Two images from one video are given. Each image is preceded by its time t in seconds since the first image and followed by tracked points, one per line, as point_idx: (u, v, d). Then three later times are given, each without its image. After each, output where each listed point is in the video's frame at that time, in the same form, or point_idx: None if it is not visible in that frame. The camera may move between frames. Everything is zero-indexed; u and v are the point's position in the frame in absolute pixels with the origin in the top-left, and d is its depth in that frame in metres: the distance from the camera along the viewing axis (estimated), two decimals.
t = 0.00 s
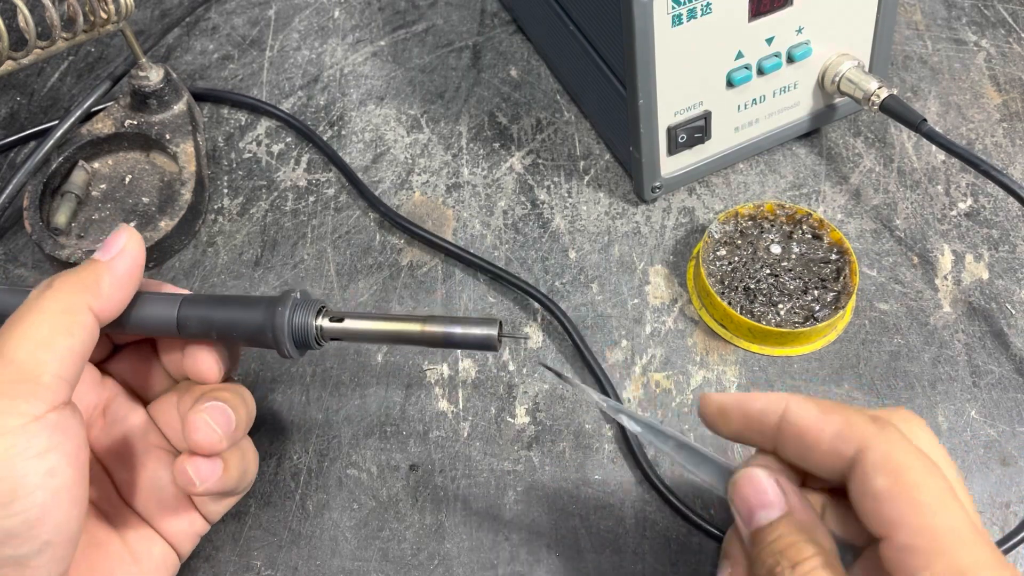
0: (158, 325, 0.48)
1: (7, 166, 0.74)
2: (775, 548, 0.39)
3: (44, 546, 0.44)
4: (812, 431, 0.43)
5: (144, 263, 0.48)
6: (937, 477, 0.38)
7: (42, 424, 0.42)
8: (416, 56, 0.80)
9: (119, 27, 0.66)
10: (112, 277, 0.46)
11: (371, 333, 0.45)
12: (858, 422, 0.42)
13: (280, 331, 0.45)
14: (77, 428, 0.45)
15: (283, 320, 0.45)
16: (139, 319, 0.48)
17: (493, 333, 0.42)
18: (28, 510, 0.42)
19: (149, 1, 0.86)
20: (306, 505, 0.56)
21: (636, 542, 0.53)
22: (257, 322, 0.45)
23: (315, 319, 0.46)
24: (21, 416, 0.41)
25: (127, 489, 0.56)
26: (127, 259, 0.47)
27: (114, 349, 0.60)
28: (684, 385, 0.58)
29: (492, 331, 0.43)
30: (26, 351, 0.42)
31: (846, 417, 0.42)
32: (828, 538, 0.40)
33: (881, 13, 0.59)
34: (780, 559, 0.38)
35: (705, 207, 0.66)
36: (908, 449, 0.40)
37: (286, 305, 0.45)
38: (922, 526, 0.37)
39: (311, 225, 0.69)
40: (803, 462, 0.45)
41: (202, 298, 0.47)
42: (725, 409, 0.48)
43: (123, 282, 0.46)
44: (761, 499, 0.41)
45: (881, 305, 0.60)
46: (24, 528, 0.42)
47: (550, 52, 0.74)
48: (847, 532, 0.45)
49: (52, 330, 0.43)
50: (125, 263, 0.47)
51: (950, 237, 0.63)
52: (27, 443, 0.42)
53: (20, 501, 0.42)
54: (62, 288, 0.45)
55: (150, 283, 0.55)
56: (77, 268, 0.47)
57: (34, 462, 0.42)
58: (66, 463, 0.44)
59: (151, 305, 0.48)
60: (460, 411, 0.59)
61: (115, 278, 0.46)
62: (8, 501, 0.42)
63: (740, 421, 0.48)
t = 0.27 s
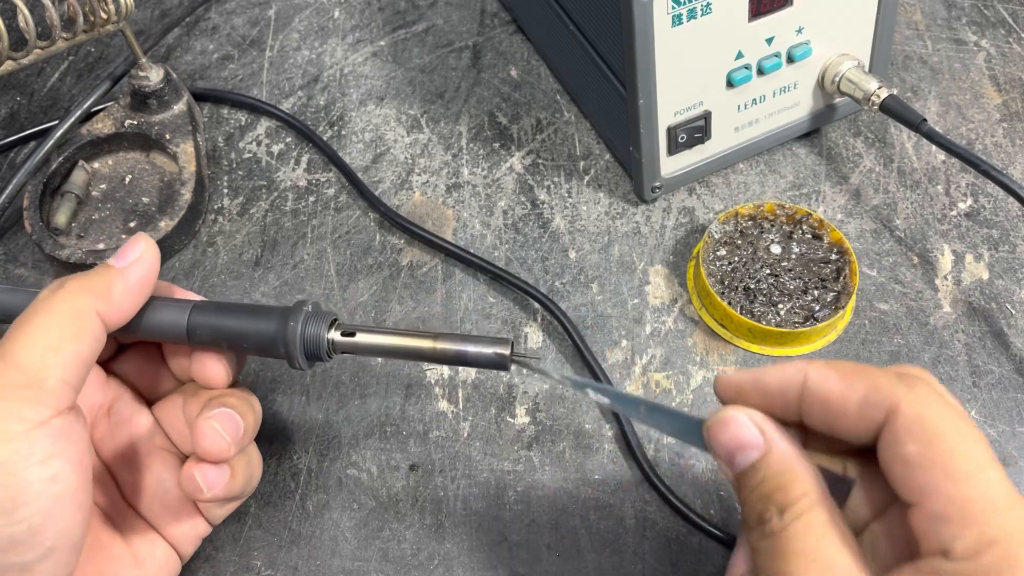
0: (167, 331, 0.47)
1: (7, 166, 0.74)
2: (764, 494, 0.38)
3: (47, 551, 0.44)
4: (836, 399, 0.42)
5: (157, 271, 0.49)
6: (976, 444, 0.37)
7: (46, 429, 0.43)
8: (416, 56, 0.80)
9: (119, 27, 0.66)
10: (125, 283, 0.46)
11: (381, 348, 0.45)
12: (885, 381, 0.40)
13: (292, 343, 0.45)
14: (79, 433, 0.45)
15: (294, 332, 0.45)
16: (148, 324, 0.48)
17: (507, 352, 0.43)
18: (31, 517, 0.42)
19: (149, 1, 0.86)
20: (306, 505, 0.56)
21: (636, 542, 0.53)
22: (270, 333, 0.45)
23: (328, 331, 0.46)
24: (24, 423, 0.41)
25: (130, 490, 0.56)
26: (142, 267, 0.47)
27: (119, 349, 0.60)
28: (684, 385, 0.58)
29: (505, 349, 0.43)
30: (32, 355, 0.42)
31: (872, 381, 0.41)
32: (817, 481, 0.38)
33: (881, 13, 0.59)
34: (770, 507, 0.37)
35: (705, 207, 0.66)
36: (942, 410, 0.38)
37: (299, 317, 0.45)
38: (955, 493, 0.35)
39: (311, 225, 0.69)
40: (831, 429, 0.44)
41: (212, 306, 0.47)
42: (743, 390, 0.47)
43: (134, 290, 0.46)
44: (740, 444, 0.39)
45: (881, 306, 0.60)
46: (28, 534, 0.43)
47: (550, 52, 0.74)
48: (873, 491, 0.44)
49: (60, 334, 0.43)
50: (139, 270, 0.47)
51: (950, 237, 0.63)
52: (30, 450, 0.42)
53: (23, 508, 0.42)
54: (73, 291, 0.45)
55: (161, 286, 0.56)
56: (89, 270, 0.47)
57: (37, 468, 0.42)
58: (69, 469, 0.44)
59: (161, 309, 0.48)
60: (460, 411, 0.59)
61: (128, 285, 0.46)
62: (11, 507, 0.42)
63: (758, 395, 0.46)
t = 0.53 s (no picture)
0: (162, 334, 0.47)
1: (7, 166, 0.74)
2: (723, 439, 0.39)
3: (43, 553, 0.44)
4: (794, 346, 0.43)
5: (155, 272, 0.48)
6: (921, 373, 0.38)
7: (41, 430, 0.43)
8: (416, 56, 0.80)
9: (119, 27, 0.66)
10: (121, 285, 0.46)
11: (377, 351, 0.45)
12: (833, 325, 0.41)
13: (287, 347, 0.45)
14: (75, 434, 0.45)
15: (289, 336, 0.45)
16: (145, 327, 0.48)
17: (502, 358, 0.42)
18: (27, 518, 0.43)
19: (149, 1, 0.86)
20: (306, 505, 0.56)
21: (636, 542, 0.53)
22: (265, 336, 0.45)
23: (323, 334, 0.46)
24: (18, 424, 0.41)
25: (128, 491, 0.56)
26: (138, 269, 0.47)
27: (118, 350, 0.60)
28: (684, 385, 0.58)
29: (501, 355, 0.42)
30: (26, 356, 0.42)
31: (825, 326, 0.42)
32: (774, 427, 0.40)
33: (881, 13, 0.59)
34: (728, 452, 0.39)
35: (705, 207, 0.66)
36: (887, 346, 0.39)
37: (294, 321, 0.45)
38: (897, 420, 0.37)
39: (311, 225, 0.69)
40: (793, 376, 0.45)
41: (210, 309, 0.47)
42: (712, 350, 0.49)
43: (131, 292, 0.46)
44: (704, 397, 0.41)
45: (881, 306, 0.60)
46: (24, 536, 0.43)
47: (550, 52, 0.74)
48: (842, 434, 0.46)
49: (54, 335, 0.43)
50: (136, 272, 0.47)
51: (950, 237, 0.63)
52: (24, 451, 0.42)
53: (18, 510, 0.42)
54: (68, 291, 0.45)
55: (161, 287, 0.56)
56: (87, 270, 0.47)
57: (31, 469, 0.42)
58: (64, 471, 0.44)
59: (158, 312, 0.48)
60: (460, 411, 0.59)
61: (124, 287, 0.46)
62: (7, 508, 0.42)
63: (725, 353, 0.48)
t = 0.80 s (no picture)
0: (172, 333, 0.47)
1: (7, 166, 0.74)
2: (738, 485, 0.40)
3: (51, 552, 0.45)
4: (814, 388, 0.45)
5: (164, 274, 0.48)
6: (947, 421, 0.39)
7: (49, 431, 0.43)
8: (416, 56, 0.80)
9: (119, 27, 0.66)
10: (131, 288, 0.46)
11: (388, 353, 0.46)
12: (857, 367, 0.43)
13: (299, 349, 0.45)
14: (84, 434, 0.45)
15: (301, 337, 0.45)
16: (153, 326, 0.47)
17: (512, 355, 0.44)
18: (34, 518, 0.43)
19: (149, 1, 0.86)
20: (306, 505, 0.56)
21: (636, 542, 0.53)
22: (276, 337, 0.45)
23: (334, 335, 0.46)
24: (28, 424, 0.41)
25: (131, 489, 0.56)
26: (148, 272, 0.46)
27: (120, 349, 0.60)
28: (684, 385, 0.58)
29: (510, 353, 0.44)
30: (34, 356, 0.42)
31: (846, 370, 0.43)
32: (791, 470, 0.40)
33: (881, 13, 0.59)
34: (743, 499, 0.39)
35: (705, 207, 0.66)
36: (915, 393, 0.41)
37: (306, 321, 0.45)
38: (933, 473, 0.38)
39: (311, 225, 0.69)
40: (807, 416, 0.47)
41: (218, 309, 0.47)
42: (721, 387, 0.50)
43: (141, 293, 0.46)
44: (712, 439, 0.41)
45: (881, 306, 0.60)
46: (31, 536, 0.43)
47: (550, 52, 0.74)
48: (846, 475, 0.47)
49: (62, 334, 0.43)
50: (145, 274, 0.46)
51: (950, 237, 0.63)
52: (34, 451, 0.42)
53: (26, 510, 0.42)
54: (78, 293, 0.44)
55: (166, 287, 0.56)
56: (97, 271, 0.47)
57: (41, 469, 0.42)
58: (71, 471, 0.44)
59: (167, 311, 0.48)
60: (460, 411, 0.59)
61: (133, 289, 0.46)
62: (15, 508, 0.42)
63: (739, 392, 0.49)
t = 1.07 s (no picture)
0: (162, 332, 0.47)
1: (7, 166, 0.74)
2: (747, 467, 0.40)
3: (42, 553, 0.44)
4: (825, 374, 0.45)
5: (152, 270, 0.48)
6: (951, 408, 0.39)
7: (37, 429, 0.42)
8: (416, 56, 0.80)
9: (119, 27, 0.66)
10: (116, 284, 0.46)
11: (379, 348, 0.45)
12: (866, 354, 0.43)
13: (288, 346, 0.45)
14: (72, 432, 0.44)
15: (289, 334, 0.45)
16: (142, 325, 0.47)
17: (502, 349, 0.43)
18: (24, 518, 0.42)
19: (149, 1, 0.86)
20: (306, 505, 0.56)
21: (636, 542, 0.53)
22: (264, 335, 0.46)
23: (322, 332, 0.46)
24: (14, 423, 0.41)
25: (127, 490, 0.56)
26: (134, 267, 0.47)
27: (116, 349, 0.60)
28: (684, 385, 0.58)
29: (501, 347, 0.43)
30: (21, 355, 0.42)
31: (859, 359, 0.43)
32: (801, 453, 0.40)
33: (881, 13, 0.59)
34: (753, 478, 0.39)
35: (705, 207, 0.66)
36: (922, 380, 0.40)
37: (294, 318, 0.45)
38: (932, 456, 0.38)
39: (311, 225, 0.69)
40: (819, 402, 0.47)
41: (207, 307, 0.47)
42: (738, 372, 0.50)
43: (127, 290, 0.46)
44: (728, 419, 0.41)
45: (881, 306, 0.60)
46: (20, 536, 0.42)
47: (550, 51, 0.74)
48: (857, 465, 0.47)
49: (48, 333, 0.43)
50: (131, 271, 0.47)
51: (950, 237, 0.63)
52: (20, 450, 0.42)
53: (16, 509, 0.42)
54: (63, 292, 0.45)
55: (157, 286, 0.56)
56: (83, 271, 0.47)
57: (28, 467, 0.42)
58: (60, 469, 0.44)
59: (155, 310, 0.48)
60: (460, 411, 0.59)
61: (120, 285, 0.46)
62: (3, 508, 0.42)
63: (753, 378, 0.50)
